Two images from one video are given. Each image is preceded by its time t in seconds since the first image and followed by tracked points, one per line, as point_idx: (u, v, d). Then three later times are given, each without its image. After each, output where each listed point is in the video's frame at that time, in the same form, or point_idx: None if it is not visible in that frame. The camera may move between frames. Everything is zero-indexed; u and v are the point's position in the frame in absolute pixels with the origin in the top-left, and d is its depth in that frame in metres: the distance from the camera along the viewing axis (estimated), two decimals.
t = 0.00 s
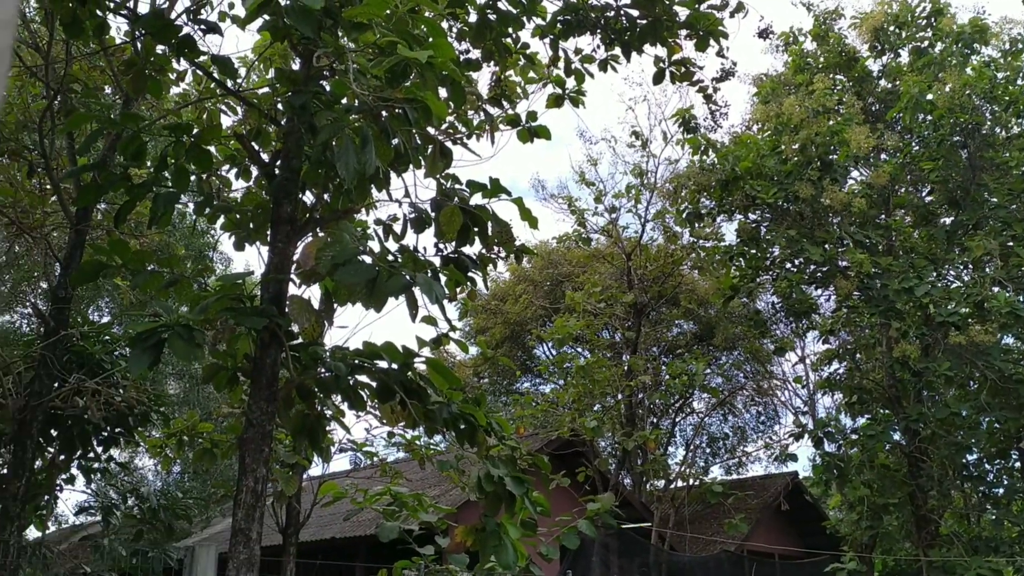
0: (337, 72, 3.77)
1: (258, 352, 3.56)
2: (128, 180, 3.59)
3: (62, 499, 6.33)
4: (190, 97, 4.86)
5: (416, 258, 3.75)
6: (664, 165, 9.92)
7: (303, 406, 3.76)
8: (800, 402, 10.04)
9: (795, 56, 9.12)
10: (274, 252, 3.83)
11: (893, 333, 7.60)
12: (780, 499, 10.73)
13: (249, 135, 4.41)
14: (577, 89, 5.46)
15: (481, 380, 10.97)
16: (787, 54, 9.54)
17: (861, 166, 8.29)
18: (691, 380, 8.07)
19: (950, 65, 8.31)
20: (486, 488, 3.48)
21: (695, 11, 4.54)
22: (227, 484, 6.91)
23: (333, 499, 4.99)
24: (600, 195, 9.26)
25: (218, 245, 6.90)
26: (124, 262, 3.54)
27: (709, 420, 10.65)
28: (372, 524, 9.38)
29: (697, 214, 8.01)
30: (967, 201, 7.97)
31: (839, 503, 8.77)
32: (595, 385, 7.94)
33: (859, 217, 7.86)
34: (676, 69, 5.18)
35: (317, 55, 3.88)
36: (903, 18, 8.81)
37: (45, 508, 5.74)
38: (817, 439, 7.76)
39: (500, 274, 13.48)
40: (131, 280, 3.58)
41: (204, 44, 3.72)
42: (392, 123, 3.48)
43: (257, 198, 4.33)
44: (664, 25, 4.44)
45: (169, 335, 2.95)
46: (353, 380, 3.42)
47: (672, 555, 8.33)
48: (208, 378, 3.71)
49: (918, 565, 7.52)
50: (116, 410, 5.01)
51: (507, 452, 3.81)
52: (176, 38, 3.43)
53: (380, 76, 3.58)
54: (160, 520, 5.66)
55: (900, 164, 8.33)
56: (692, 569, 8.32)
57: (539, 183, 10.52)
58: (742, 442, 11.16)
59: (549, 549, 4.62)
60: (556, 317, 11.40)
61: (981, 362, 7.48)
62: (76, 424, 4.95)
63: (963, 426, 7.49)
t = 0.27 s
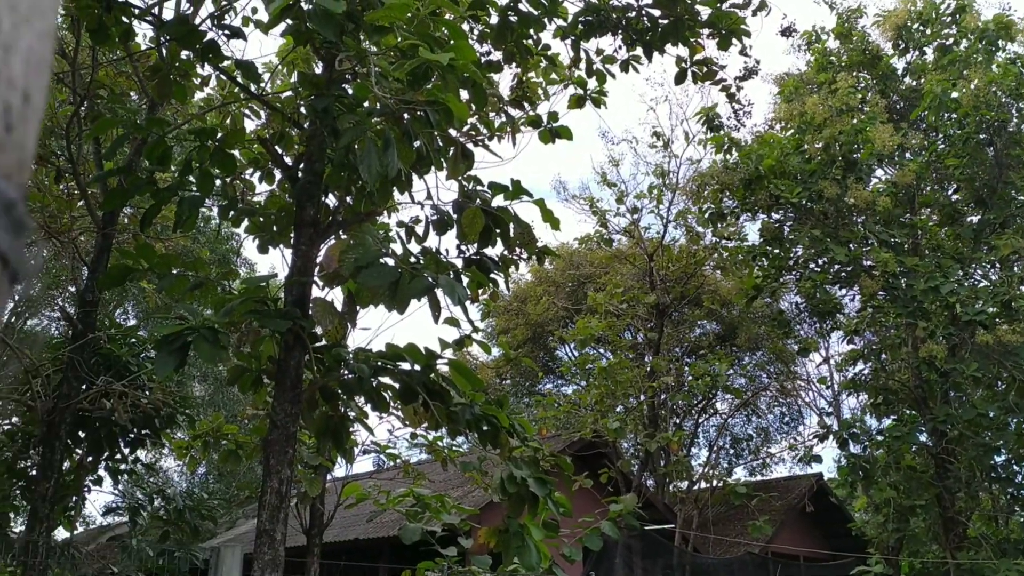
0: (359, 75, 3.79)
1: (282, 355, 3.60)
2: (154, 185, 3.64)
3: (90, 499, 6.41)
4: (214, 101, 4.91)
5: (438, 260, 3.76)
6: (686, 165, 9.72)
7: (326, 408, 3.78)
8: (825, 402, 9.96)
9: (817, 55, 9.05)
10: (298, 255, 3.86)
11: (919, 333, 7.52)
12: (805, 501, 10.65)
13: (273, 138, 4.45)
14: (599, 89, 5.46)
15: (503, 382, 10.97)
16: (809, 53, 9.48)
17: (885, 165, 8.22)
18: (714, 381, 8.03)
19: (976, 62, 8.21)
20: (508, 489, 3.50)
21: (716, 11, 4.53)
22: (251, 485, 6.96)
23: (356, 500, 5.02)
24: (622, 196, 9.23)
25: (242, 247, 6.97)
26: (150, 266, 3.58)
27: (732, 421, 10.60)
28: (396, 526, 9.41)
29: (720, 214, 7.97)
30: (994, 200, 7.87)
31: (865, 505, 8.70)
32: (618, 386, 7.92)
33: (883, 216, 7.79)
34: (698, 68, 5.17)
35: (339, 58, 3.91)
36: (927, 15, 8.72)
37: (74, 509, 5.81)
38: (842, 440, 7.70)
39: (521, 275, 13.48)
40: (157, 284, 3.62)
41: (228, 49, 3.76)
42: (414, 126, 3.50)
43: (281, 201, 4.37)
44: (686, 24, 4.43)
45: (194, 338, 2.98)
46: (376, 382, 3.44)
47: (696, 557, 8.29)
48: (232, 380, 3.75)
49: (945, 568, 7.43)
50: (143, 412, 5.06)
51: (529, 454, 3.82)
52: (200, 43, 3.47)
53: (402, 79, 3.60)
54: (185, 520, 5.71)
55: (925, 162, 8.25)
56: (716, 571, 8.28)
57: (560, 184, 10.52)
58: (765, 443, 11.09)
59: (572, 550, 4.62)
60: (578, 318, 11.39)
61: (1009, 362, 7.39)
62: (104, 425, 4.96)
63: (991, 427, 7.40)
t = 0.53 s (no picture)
0: (382, 81, 3.81)
1: (306, 360, 3.61)
2: (179, 192, 3.67)
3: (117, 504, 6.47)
4: (239, 108, 4.95)
5: (461, 264, 3.77)
6: (709, 168, 9.53)
7: (350, 413, 3.79)
8: (850, 407, 9.86)
9: (841, 57, 8.98)
10: (322, 261, 3.89)
11: (946, 336, 7.43)
12: (831, 507, 10.54)
13: (296, 145, 4.48)
14: (621, 93, 5.45)
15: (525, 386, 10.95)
16: (832, 55, 9.41)
17: (911, 167, 8.14)
18: (738, 385, 7.98)
19: (1003, 62, 8.12)
20: (532, 494, 3.49)
21: (739, 13, 4.51)
22: (275, 490, 6.99)
23: (380, 505, 5.03)
24: (644, 200, 9.20)
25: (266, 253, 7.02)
26: (176, 272, 3.61)
27: (756, 426, 10.52)
28: (419, 531, 9.41)
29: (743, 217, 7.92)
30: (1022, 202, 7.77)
31: (892, 511, 8.60)
32: (641, 390, 7.89)
33: (909, 218, 7.71)
34: (721, 71, 5.15)
35: (362, 65, 3.93)
36: (952, 16, 8.63)
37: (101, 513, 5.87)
38: (868, 445, 7.60)
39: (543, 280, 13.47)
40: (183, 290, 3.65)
41: (253, 56, 3.79)
42: (436, 131, 3.50)
43: (304, 207, 4.39)
44: (709, 26, 4.41)
45: (219, 344, 3.00)
46: (398, 386, 3.45)
47: (720, 562, 8.23)
48: (257, 385, 3.77)
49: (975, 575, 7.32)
50: (169, 417, 5.10)
51: (552, 459, 3.81)
52: (225, 51, 3.50)
53: (425, 84, 3.61)
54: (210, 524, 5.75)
55: (951, 164, 8.16)
56: None
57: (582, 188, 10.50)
58: (790, 448, 11.00)
59: (596, 556, 4.60)
60: (600, 322, 11.35)
61: None
62: (131, 430, 5.09)
63: (1020, 432, 7.29)
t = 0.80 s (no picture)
0: (404, 89, 3.83)
1: (330, 366, 3.64)
2: (205, 200, 3.70)
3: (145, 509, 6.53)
4: (263, 117, 5.00)
5: (483, 270, 3.78)
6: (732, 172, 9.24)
7: (374, 419, 3.81)
8: (878, 412, 9.75)
9: (865, 59, 8.92)
10: (346, 267, 3.92)
11: (975, 340, 7.34)
12: (859, 513, 10.43)
13: (320, 152, 4.51)
14: (643, 98, 5.44)
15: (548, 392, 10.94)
16: (856, 57, 9.35)
17: (937, 169, 8.06)
18: (764, 390, 7.92)
19: None
20: (556, 500, 3.49)
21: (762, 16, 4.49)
22: (301, 495, 7.03)
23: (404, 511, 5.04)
24: (667, 204, 9.17)
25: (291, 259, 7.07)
26: (202, 279, 3.64)
27: (782, 431, 10.44)
28: (443, 537, 9.42)
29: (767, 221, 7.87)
30: None
31: (921, 517, 8.49)
32: (665, 396, 7.85)
33: (937, 221, 7.63)
34: (744, 74, 5.13)
35: (385, 73, 3.96)
36: (977, 17, 8.54)
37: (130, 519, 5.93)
38: (897, 450, 7.48)
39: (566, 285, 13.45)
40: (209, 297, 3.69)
41: (277, 65, 3.82)
42: (458, 138, 3.52)
43: (328, 214, 4.42)
44: (731, 30, 4.39)
45: (245, 350, 3.03)
46: (422, 392, 3.46)
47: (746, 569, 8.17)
48: (282, 391, 3.80)
49: None
50: (196, 423, 5.15)
51: (576, 464, 3.80)
52: (250, 60, 3.53)
53: (446, 91, 3.62)
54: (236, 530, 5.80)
55: (978, 166, 8.07)
56: None
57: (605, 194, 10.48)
58: (817, 454, 10.90)
59: (620, 562, 4.58)
60: (623, 327, 11.32)
61: None
62: (159, 436, 5.17)
63: None
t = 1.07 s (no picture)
0: (425, 96, 3.85)
1: (353, 373, 3.66)
2: (228, 208, 3.73)
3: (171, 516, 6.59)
4: (285, 125, 5.03)
5: (505, 275, 3.78)
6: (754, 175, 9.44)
7: (397, 425, 3.82)
8: (904, 415, 9.65)
9: (887, 61, 8.85)
10: (367, 274, 3.96)
11: (1003, 342, 7.25)
12: (886, 518, 10.31)
13: (341, 160, 4.54)
14: (664, 101, 5.43)
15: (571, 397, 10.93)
16: (879, 58, 9.28)
17: (963, 170, 7.97)
18: (788, 395, 7.86)
19: None
20: (579, 505, 3.48)
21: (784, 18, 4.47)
22: (325, 501, 7.06)
23: (427, 517, 5.05)
24: (689, 208, 9.12)
25: (313, 266, 7.11)
26: (225, 286, 3.67)
27: (807, 435, 10.36)
28: (466, 542, 9.43)
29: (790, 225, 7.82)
30: None
31: (950, 522, 8.38)
32: (688, 400, 7.83)
33: (963, 222, 7.55)
34: (765, 77, 5.11)
35: (405, 80, 3.98)
36: (1001, 16, 8.45)
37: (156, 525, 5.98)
38: (924, 455, 7.44)
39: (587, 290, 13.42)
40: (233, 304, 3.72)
41: (298, 73, 3.85)
42: (478, 144, 3.53)
43: (349, 221, 4.45)
44: (752, 32, 4.38)
45: (268, 356, 3.05)
46: (444, 397, 3.47)
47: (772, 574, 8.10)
48: (305, 397, 3.82)
49: None
50: (220, 430, 5.18)
51: (600, 469, 3.79)
52: (271, 69, 3.56)
53: (466, 97, 3.63)
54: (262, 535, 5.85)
55: (1004, 166, 7.98)
56: None
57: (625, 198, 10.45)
58: (842, 458, 10.80)
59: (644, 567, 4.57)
60: (645, 332, 11.28)
61: None
62: (184, 443, 5.23)
63: None
